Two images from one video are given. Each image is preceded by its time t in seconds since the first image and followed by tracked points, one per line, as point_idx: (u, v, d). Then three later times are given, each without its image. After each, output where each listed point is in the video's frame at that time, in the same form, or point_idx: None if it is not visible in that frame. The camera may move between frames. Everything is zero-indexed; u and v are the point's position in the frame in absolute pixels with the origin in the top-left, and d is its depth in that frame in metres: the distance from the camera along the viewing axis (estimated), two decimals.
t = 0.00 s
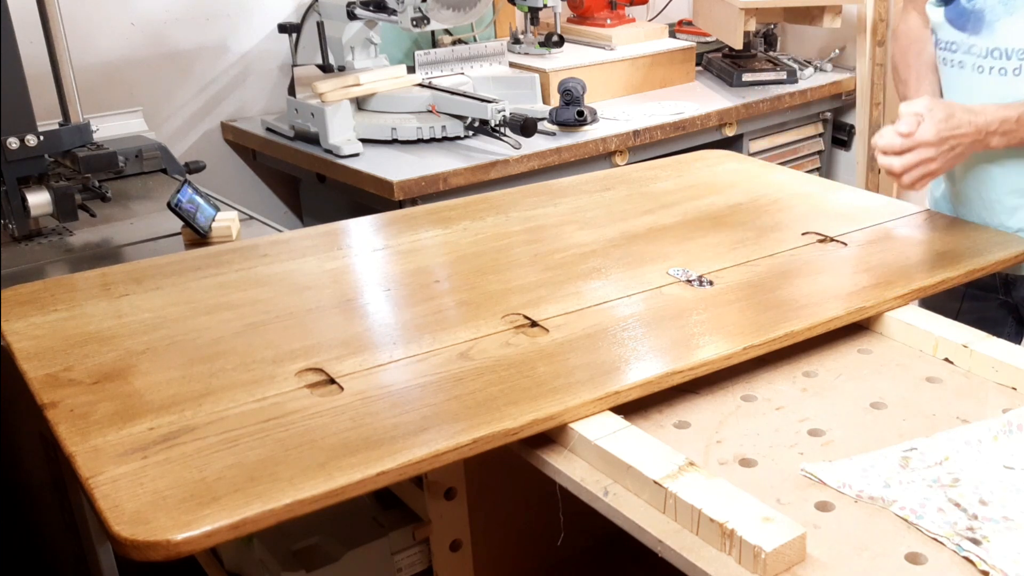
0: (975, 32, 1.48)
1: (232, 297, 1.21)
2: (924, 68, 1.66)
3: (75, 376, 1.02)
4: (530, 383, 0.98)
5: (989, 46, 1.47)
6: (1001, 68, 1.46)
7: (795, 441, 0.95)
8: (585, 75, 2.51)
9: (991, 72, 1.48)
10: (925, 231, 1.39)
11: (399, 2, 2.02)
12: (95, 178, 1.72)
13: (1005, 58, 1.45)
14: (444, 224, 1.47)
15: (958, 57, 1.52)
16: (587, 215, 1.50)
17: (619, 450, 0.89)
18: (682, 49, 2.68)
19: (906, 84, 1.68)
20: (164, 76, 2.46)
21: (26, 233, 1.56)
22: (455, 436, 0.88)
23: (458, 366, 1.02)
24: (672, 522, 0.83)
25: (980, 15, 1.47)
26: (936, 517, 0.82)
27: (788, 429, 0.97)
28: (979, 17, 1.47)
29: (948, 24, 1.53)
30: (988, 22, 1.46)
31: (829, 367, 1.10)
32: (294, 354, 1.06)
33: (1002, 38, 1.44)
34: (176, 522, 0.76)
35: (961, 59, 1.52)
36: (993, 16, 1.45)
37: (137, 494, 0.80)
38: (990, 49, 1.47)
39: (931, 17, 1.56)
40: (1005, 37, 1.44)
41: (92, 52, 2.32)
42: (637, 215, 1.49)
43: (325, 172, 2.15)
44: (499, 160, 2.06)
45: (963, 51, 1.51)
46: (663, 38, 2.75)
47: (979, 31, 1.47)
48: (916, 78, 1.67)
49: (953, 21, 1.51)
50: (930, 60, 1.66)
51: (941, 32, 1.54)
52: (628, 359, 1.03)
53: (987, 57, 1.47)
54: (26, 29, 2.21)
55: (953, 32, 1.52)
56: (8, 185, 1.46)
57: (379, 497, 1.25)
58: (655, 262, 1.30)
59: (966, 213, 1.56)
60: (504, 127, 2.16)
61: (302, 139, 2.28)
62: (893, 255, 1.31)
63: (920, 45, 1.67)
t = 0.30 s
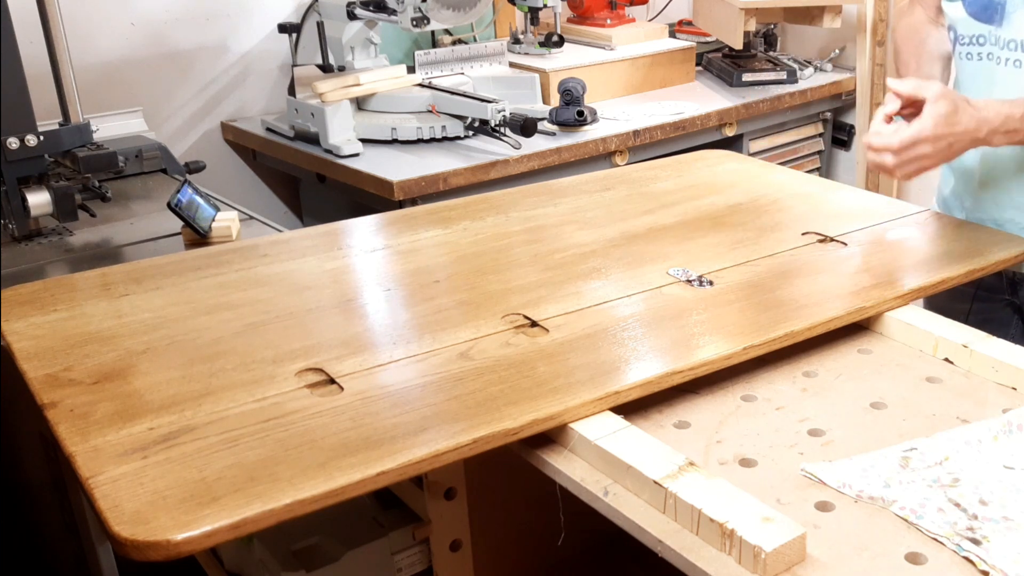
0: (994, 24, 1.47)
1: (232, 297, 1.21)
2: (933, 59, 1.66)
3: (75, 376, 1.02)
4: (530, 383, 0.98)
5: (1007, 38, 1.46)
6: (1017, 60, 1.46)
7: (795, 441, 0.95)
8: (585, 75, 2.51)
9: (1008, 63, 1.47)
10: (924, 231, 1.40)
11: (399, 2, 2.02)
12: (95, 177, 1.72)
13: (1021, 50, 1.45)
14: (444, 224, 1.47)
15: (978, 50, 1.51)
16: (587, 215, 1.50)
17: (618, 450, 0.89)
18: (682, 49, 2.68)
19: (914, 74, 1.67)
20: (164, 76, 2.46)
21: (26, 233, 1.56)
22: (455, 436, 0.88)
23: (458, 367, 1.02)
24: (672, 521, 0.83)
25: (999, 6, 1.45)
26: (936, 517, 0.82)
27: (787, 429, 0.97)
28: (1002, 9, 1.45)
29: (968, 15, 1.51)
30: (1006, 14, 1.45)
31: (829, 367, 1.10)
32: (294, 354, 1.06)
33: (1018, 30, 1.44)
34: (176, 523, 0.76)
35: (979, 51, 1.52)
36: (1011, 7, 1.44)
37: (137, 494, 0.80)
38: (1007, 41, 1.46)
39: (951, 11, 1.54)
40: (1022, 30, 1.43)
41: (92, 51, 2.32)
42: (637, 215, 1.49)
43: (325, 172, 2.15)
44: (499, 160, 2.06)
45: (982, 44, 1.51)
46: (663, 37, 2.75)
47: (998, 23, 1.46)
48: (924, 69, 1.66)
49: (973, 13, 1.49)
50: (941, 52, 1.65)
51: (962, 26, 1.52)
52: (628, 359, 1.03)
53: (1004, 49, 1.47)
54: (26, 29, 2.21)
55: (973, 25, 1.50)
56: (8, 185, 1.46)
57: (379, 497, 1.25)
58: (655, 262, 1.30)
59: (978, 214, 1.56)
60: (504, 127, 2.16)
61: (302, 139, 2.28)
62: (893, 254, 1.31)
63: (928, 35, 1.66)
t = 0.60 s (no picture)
0: (993, 29, 1.48)
1: (232, 297, 1.21)
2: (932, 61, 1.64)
3: (75, 376, 1.02)
4: (530, 383, 0.98)
5: (1007, 43, 1.46)
6: (1017, 65, 1.45)
7: (795, 441, 0.95)
8: (585, 75, 2.51)
9: (1007, 69, 1.47)
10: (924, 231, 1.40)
11: (399, 2, 2.02)
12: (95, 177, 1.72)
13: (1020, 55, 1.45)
14: (444, 224, 1.47)
15: (977, 55, 1.52)
16: (587, 215, 1.50)
17: (619, 450, 0.89)
18: (682, 49, 2.67)
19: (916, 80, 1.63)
20: (164, 76, 2.46)
21: (26, 233, 1.56)
22: (454, 436, 0.88)
23: (458, 367, 1.02)
24: (672, 522, 0.83)
25: (999, 12, 1.46)
26: (936, 517, 0.82)
27: (788, 429, 0.97)
28: (1000, 14, 1.46)
29: (967, 22, 1.52)
30: (1006, 19, 1.46)
31: (829, 367, 1.10)
32: (294, 354, 1.06)
33: (1018, 36, 1.44)
34: (176, 522, 0.76)
35: (978, 57, 1.52)
36: (1010, 14, 1.45)
37: (137, 494, 0.80)
38: (1007, 46, 1.46)
39: (950, 17, 1.55)
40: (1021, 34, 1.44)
41: (92, 51, 2.32)
42: (637, 215, 1.49)
43: (325, 172, 2.15)
44: (499, 160, 2.06)
45: (982, 50, 1.51)
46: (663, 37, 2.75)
47: (999, 28, 1.47)
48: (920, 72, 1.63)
49: (973, 19, 1.50)
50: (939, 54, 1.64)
51: (960, 31, 1.54)
52: (628, 359, 1.03)
53: (1004, 54, 1.47)
54: (27, 29, 2.21)
55: (973, 30, 1.51)
56: (8, 185, 1.46)
57: (379, 497, 1.25)
58: (655, 262, 1.30)
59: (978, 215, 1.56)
60: (504, 127, 2.16)
61: (302, 139, 2.28)
62: (893, 255, 1.31)
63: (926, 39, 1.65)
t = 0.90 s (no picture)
0: (988, 33, 1.47)
1: (232, 297, 1.21)
2: (826, 83, 1.27)
3: (75, 376, 1.02)
4: (530, 383, 0.98)
5: (1000, 48, 1.45)
6: (1011, 69, 1.45)
7: (795, 441, 0.95)
8: (585, 75, 2.51)
9: (1002, 73, 1.46)
10: (924, 230, 1.39)
11: (399, 2, 2.02)
12: (95, 177, 1.72)
13: (1014, 60, 1.43)
14: (444, 224, 1.47)
15: (975, 59, 1.51)
16: (587, 215, 1.50)
17: (619, 450, 0.89)
18: (682, 49, 2.67)
19: (802, 100, 1.28)
20: (164, 76, 2.46)
21: (26, 233, 1.57)
22: (455, 436, 0.88)
23: (458, 366, 1.02)
24: (672, 521, 0.83)
25: (992, 16, 1.45)
26: (936, 517, 0.82)
27: (788, 429, 0.97)
28: (993, 18, 1.45)
29: (959, 27, 1.51)
30: (998, 25, 1.45)
31: (829, 367, 1.10)
32: (294, 354, 1.06)
33: (1011, 40, 1.43)
34: (175, 522, 0.76)
35: (975, 61, 1.51)
36: (1002, 19, 1.44)
37: (137, 494, 0.80)
38: (1000, 51, 1.45)
39: (939, 24, 1.54)
40: (1014, 39, 1.43)
41: (92, 51, 2.32)
42: (637, 215, 1.49)
43: (325, 172, 2.15)
44: (499, 160, 2.05)
45: (978, 54, 1.50)
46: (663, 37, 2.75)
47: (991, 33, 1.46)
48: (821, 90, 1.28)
49: (966, 25, 1.49)
50: (839, 75, 1.26)
51: (952, 37, 1.53)
52: (628, 359, 1.03)
53: (998, 59, 1.46)
54: (26, 29, 2.21)
55: (967, 35, 1.50)
56: (8, 185, 1.46)
57: (379, 497, 1.25)
58: (655, 263, 1.30)
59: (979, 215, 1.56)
60: (504, 127, 2.16)
61: (302, 139, 2.28)
62: (894, 255, 1.31)
63: (824, 48, 1.25)
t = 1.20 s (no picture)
0: (967, 42, 1.45)
1: (233, 297, 1.21)
2: (751, 76, 1.59)
3: (75, 376, 1.02)
4: (529, 383, 0.98)
5: (985, 55, 1.43)
6: (998, 76, 1.43)
7: (794, 441, 0.95)
8: (585, 75, 2.51)
9: (987, 82, 1.44)
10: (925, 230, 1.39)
11: (399, 2, 2.02)
12: (95, 178, 1.72)
13: (1001, 66, 1.42)
14: (444, 224, 1.47)
15: (951, 67, 1.47)
16: (587, 215, 1.50)
17: (618, 450, 0.89)
18: (682, 49, 2.67)
19: (734, 90, 1.59)
20: (163, 76, 2.46)
21: (26, 233, 1.57)
22: (455, 436, 0.88)
23: (458, 367, 1.02)
24: (672, 522, 0.83)
25: (972, 24, 1.44)
26: (936, 517, 0.82)
27: (787, 429, 0.97)
28: (973, 26, 1.44)
29: (936, 37, 1.48)
30: (981, 33, 1.44)
31: (829, 367, 1.10)
32: (294, 354, 1.06)
33: (997, 47, 1.42)
34: (175, 522, 0.76)
35: (953, 70, 1.47)
36: (986, 27, 1.43)
37: (137, 494, 0.80)
38: (986, 58, 1.43)
39: (910, 34, 1.51)
40: (1001, 45, 1.42)
41: (92, 51, 2.32)
42: (637, 215, 1.49)
43: (325, 172, 2.15)
44: (499, 160, 2.06)
45: (956, 63, 1.47)
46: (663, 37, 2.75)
47: (973, 41, 1.44)
48: (748, 83, 1.60)
49: (944, 34, 1.47)
50: (766, 72, 1.61)
51: (925, 47, 1.49)
52: (628, 359, 1.03)
53: (983, 66, 1.44)
54: (26, 29, 2.21)
55: (944, 44, 1.47)
56: (8, 185, 1.46)
57: (378, 497, 1.25)
58: (656, 262, 1.30)
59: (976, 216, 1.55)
60: (504, 127, 2.16)
61: (302, 139, 2.28)
62: (893, 254, 1.31)
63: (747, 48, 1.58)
